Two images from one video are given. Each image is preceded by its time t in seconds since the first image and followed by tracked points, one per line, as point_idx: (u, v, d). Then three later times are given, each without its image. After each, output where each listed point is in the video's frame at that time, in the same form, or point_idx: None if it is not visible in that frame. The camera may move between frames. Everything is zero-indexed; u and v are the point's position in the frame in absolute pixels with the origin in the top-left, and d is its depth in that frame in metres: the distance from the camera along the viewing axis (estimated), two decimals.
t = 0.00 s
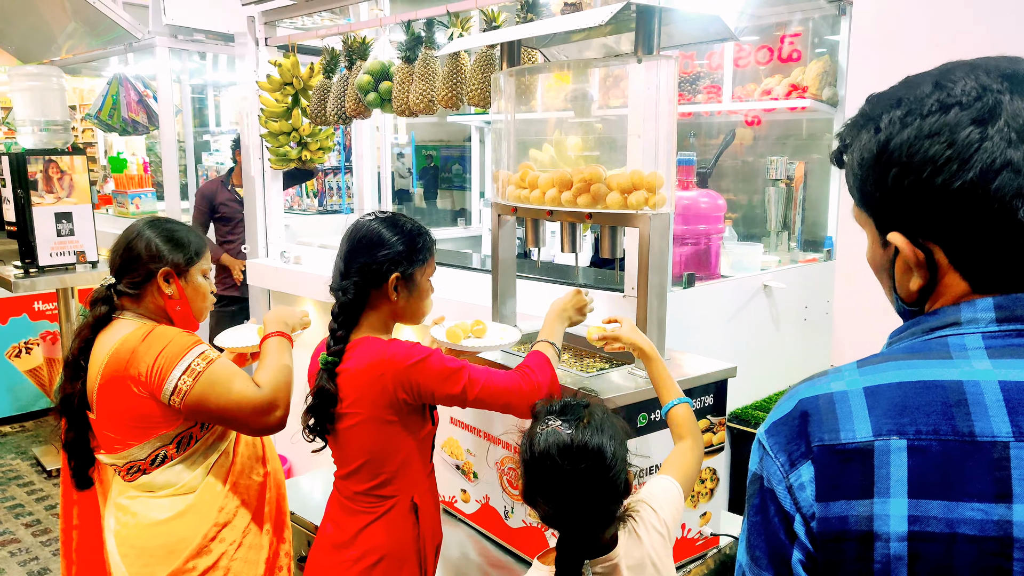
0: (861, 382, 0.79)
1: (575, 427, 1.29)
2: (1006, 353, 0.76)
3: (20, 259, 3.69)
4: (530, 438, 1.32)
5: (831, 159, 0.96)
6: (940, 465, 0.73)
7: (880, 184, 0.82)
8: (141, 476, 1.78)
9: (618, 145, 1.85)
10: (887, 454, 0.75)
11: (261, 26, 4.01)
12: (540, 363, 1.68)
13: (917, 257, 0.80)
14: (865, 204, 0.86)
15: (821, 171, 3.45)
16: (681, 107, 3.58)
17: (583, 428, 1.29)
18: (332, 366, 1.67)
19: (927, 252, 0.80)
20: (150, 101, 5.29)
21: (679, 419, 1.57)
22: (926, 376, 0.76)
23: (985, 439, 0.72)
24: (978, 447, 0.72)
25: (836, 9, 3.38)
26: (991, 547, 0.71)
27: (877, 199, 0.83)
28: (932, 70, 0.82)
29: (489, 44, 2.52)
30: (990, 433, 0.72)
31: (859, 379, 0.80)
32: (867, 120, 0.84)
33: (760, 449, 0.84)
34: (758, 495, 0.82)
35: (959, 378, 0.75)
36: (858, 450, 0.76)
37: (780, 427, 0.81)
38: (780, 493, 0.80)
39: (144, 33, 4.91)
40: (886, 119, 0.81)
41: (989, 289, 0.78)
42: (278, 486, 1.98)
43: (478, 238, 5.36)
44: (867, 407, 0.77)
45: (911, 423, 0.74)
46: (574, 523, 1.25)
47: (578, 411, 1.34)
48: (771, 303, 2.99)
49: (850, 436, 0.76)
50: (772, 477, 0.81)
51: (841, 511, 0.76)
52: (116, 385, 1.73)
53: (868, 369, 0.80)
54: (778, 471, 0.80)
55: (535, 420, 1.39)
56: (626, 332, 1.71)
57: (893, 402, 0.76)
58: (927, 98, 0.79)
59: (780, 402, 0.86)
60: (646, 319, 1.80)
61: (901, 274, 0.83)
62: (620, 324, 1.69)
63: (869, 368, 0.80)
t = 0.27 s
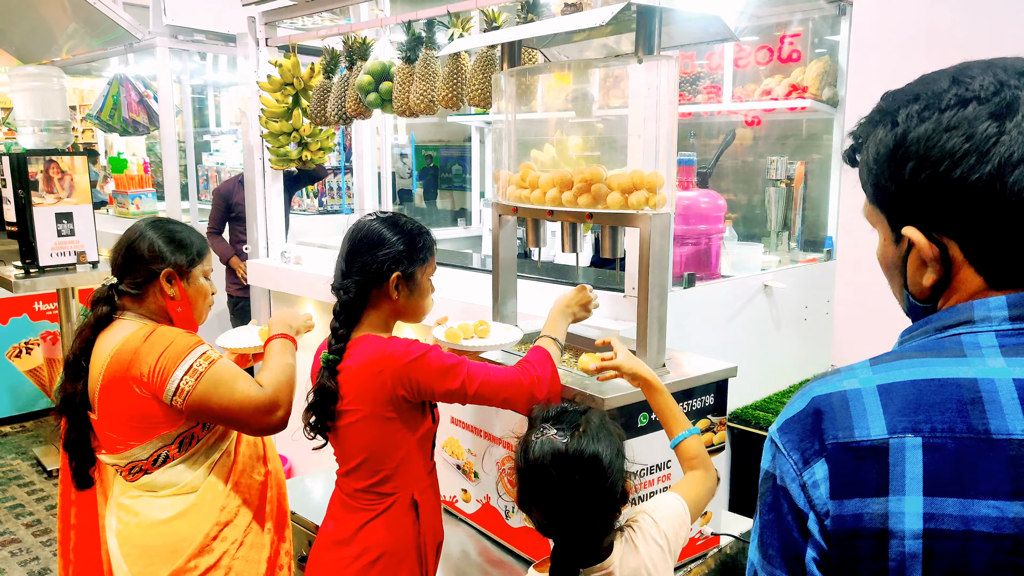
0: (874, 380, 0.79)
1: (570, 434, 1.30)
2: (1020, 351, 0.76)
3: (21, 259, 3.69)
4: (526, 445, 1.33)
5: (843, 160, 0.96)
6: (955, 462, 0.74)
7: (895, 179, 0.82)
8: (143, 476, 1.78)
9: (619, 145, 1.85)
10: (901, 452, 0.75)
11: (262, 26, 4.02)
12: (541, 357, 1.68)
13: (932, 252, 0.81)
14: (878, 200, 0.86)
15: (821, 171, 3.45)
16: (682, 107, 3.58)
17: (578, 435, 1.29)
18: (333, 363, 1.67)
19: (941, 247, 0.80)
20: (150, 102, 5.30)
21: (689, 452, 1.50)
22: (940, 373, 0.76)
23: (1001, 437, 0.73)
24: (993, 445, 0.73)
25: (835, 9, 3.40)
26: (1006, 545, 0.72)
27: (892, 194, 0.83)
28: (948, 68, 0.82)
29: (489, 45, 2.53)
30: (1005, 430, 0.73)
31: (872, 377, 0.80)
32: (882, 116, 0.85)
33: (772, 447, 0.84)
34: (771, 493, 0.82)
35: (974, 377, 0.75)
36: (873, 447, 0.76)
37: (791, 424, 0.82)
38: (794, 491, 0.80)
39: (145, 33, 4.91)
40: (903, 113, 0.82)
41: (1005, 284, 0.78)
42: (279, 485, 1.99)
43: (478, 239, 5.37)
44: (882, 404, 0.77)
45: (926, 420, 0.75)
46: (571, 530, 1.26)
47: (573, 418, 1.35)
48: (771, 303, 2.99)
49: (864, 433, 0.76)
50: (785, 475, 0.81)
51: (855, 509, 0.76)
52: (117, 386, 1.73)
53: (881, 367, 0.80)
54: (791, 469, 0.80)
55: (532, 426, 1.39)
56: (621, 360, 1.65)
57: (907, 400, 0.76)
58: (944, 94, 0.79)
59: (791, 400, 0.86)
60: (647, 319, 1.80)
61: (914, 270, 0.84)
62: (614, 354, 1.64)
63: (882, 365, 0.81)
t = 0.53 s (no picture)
0: (877, 384, 0.80)
1: (569, 443, 1.29)
2: None
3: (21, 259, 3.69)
4: (524, 453, 1.33)
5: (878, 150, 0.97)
6: (960, 464, 0.74)
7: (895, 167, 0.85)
8: (142, 476, 1.78)
9: (619, 145, 1.85)
10: (906, 456, 0.75)
11: (262, 26, 4.02)
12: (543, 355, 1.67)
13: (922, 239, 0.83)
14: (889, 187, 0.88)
15: (821, 171, 3.46)
16: (682, 107, 3.58)
17: (577, 445, 1.29)
18: (335, 362, 1.67)
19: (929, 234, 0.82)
20: (150, 101, 5.30)
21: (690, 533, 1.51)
22: (944, 377, 0.77)
23: (1005, 439, 0.73)
24: (998, 448, 0.73)
25: (835, 9, 3.41)
26: (1013, 549, 0.72)
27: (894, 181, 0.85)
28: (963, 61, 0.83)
29: (490, 45, 2.53)
30: (1010, 433, 0.73)
31: (875, 381, 0.80)
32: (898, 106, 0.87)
33: (774, 453, 0.84)
34: (774, 499, 0.83)
35: (977, 379, 0.75)
36: (877, 452, 0.76)
37: (794, 429, 0.82)
38: (798, 497, 0.80)
39: (145, 33, 4.92)
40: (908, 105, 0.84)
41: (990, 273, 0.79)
42: (279, 485, 1.99)
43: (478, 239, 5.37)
44: (885, 409, 0.77)
45: (930, 424, 0.75)
46: (569, 540, 1.27)
47: (573, 426, 1.34)
48: (771, 303, 2.99)
49: (867, 437, 0.77)
50: (788, 481, 0.81)
51: (861, 515, 0.77)
52: (117, 386, 1.74)
53: (884, 371, 0.81)
54: (795, 475, 0.81)
55: (531, 432, 1.39)
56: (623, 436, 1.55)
57: (911, 403, 0.77)
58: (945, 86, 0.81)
59: (795, 405, 0.86)
60: (648, 320, 1.80)
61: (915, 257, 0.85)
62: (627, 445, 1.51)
63: (885, 369, 0.81)
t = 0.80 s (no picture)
0: (860, 374, 0.84)
1: (584, 470, 1.30)
2: (1003, 346, 0.79)
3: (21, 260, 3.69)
4: (541, 475, 1.35)
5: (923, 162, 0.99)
6: (936, 452, 0.78)
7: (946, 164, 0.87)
8: (144, 476, 1.78)
9: (619, 145, 1.85)
10: (883, 442, 0.80)
11: (262, 27, 4.02)
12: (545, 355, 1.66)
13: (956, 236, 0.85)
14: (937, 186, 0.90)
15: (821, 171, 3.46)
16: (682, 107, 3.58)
17: (592, 471, 1.30)
18: (337, 362, 1.67)
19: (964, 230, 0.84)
20: (150, 102, 5.30)
21: None
22: (925, 368, 0.80)
23: (980, 428, 0.76)
24: (972, 435, 0.76)
25: (835, 10, 3.42)
26: (990, 535, 0.75)
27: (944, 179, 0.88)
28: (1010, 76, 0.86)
29: (490, 45, 2.53)
30: (985, 421, 0.76)
31: (859, 373, 0.85)
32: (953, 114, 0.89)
33: (764, 442, 0.90)
34: (762, 487, 0.89)
35: (957, 370, 0.79)
36: (855, 438, 0.81)
37: (781, 420, 0.88)
38: (783, 482, 0.86)
39: (145, 33, 4.92)
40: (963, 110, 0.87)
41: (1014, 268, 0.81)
42: (280, 484, 1.99)
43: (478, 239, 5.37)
44: (866, 398, 0.82)
45: (907, 412, 0.79)
46: (579, 563, 1.30)
47: (591, 451, 1.35)
48: (771, 304, 2.99)
49: (847, 425, 0.82)
50: (775, 467, 0.87)
51: (839, 498, 0.81)
52: (119, 386, 1.74)
53: (869, 363, 0.85)
54: (780, 461, 0.86)
55: (550, 452, 1.41)
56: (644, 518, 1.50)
57: (890, 392, 0.81)
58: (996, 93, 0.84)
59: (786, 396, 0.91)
60: (648, 320, 1.80)
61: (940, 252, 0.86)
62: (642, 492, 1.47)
63: (870, 361, 0.85)
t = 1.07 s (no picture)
0: (872, 359, 0.83)
1: (607, 480, 1.30)
2: (1018, 338, 0.77)
3: (22, 260, 3.69)
4: (563, 484, 1.34)
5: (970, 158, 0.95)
6: (937, 437, 0.76)
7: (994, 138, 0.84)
8: (154, 476, 1.78)
9: (619, 146, 1.85)
10: (886, 424, 0.79)
11: (262, 27, 4.02)
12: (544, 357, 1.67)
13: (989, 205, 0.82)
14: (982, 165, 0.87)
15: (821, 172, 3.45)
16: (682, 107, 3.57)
17: (615, 482, 1.30)
18: (337, 362, 1.66)
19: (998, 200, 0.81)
20: (151, 102, 5.29)
21: None
22: (934, 355, 0.79)
23: (983, 415, 0.74)
24: (975, 423, 0.75)
25: (836, 10, 3.42)
26: (983, 519, 0.73)
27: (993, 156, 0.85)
28: None
29: (490, 46, 2.53)
30: (988, 410, 0.74)
31: (872, 357, 0.84)
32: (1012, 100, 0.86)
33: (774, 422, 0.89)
34: (769, 464, 0.88)
35: (968, 359, 0.77)
36: (859, 419, 0.80)
37: (792, 400, 0.87)
38: (787, 459, 0.85)
39: (146, 33, 4.93)
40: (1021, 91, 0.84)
41: None
42: (288, 484, 2.00)
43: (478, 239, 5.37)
44: (874, 381, 0.81)
45: (912, 397, 0.78)
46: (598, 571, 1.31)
47: (613, 462, 1.35)
48: (772, 304, 2.99)
49: (853, 406, 0.81)
50: (781, 444, 0.86)
51: (839, 477, 0.80)
52: (126, 387, 1.74)
53: (882, 349, 0.84)
54: (786, 439, 0.86)
55: (569, 461, 1.41)
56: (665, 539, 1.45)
57: (897, 376, 0.80)
58: None
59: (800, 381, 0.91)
60: (649, 320, 1.79)
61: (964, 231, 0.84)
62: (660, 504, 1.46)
63: (883, 348, 0.85)
